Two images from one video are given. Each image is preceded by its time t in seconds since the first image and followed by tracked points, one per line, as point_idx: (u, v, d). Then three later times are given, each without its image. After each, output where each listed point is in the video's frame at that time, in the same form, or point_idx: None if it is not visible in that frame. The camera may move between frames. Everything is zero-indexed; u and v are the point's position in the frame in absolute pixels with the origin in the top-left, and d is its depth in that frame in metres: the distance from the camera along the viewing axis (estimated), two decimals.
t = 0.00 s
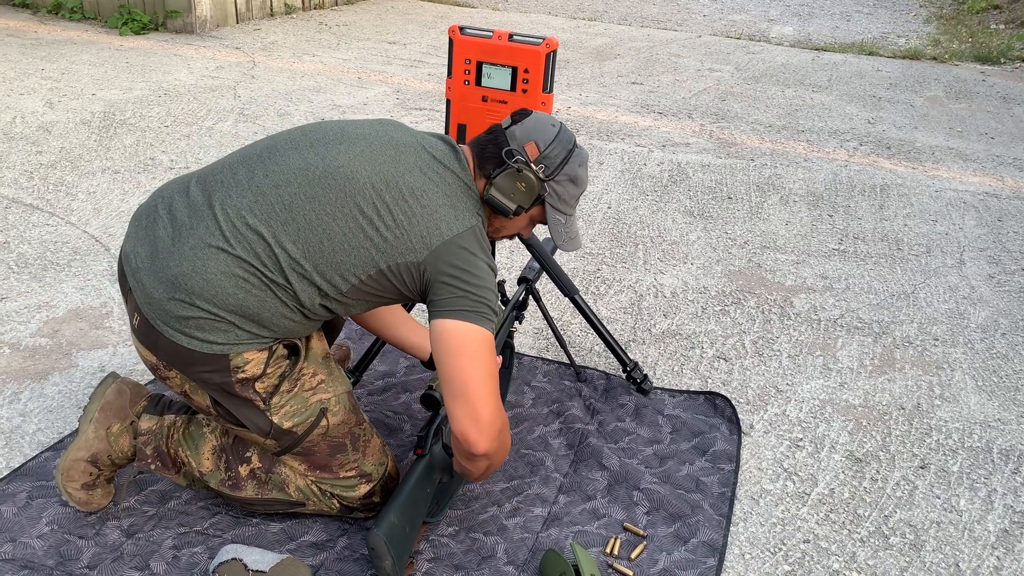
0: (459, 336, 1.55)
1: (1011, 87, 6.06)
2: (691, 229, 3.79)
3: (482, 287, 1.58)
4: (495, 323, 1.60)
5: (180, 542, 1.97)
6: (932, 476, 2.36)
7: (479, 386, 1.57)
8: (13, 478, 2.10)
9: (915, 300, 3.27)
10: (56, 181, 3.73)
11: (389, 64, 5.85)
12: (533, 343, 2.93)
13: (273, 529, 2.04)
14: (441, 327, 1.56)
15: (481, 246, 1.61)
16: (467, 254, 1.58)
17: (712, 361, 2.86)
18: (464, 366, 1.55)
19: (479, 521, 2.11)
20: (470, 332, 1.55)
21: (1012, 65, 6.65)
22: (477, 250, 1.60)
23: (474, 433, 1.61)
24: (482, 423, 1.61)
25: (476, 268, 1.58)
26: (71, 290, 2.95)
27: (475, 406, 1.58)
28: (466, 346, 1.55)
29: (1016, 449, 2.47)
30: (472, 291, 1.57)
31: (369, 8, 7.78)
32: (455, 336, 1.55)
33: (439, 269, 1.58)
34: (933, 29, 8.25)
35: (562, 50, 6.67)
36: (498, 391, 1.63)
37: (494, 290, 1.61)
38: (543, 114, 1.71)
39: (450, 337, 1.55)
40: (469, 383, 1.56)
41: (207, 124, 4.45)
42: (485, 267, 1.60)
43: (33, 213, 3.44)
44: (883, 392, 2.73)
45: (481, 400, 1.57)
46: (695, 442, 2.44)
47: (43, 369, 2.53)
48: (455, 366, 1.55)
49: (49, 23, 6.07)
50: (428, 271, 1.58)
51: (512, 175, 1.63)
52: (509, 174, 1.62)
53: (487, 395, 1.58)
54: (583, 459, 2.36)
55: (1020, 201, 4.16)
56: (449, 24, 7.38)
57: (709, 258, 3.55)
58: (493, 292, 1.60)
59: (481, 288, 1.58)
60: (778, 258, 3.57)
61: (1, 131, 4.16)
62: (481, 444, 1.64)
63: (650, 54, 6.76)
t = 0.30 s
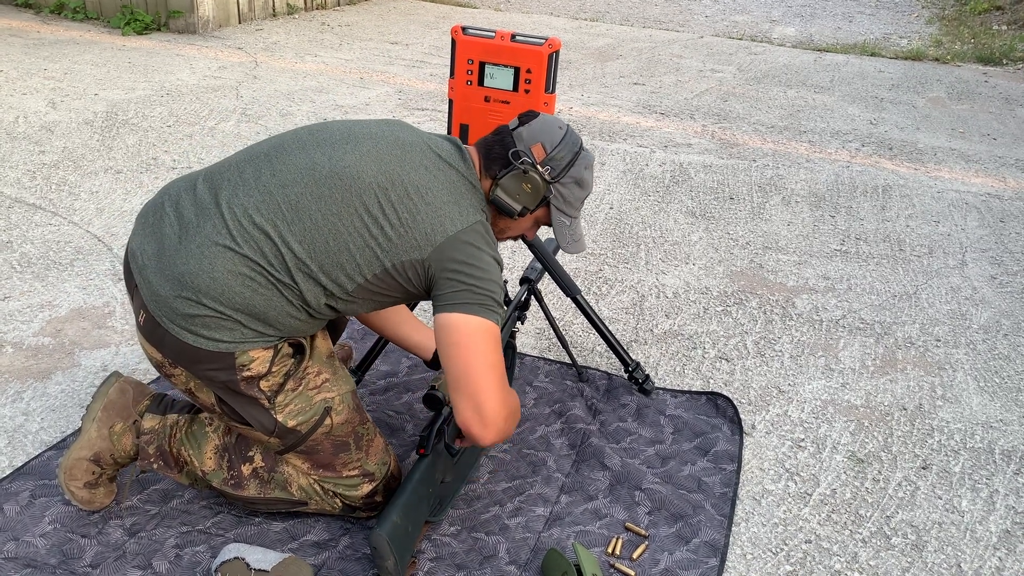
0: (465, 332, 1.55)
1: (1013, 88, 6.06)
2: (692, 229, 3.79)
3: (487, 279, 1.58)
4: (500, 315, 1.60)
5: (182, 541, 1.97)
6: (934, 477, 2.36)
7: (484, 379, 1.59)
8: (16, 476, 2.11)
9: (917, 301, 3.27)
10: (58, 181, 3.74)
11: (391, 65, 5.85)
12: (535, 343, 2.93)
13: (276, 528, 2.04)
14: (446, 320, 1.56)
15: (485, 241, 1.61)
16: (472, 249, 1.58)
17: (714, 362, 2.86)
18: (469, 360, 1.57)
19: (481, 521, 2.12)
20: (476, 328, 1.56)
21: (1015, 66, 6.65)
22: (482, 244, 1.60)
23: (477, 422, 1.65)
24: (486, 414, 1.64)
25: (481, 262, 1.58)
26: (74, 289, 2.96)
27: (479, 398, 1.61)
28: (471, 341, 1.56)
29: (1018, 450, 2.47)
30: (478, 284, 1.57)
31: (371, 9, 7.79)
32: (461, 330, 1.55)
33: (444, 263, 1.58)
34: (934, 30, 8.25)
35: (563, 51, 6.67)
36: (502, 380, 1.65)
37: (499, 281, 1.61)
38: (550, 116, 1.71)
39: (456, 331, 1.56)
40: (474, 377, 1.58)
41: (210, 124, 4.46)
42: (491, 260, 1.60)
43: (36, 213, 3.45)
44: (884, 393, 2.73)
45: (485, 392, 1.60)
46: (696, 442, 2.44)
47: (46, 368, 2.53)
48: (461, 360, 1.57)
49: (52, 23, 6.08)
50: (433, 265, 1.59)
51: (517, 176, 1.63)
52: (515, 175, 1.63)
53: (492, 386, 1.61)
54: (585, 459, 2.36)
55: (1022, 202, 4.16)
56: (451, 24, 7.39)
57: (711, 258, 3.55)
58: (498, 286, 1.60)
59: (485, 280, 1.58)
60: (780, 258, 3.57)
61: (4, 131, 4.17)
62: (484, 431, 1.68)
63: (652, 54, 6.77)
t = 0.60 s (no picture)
0: (471, 299, 1.56)
1: (1015, 89, 6.05)
2: (694, 230, 3.79)
3: (498, 253, 1.60)
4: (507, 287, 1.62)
5: (184, 541, 1.98)
6: (935, 477, 2.35)
7: (482, 349, 1.58)
8: (18, 475, 2.11)
9: (919, 302, 3.27)
10: (61, 180, 3.75)
11: (393, 65, 5.86)
12: (537, 343, 2.93)
13: (278, 528, 2.05)
14: (453, 288, 1.57)
15: (495, 217, 1.63)
16: (482, 221, 1.60)
17: (716, 362, 2.86)
18: (470, 327, 1.56)
19: (483, 521, 2.12)
20: (483, 298, 1.57)
21: (1017, 67, 6.64)
22: (493, 217, 1.62)
23: (470, 395, 1.63)
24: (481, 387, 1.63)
25: (494, 232, 1.61)
26: (76, 289, 2.96)
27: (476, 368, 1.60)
28: (477, 310, 1.56)
29: (1020, 451, 2.47)
30: (488, 254, 1.58)
31: (373, 9, 7.79)
32: (467, 298, 1.56)
33: (456, 240, 1.60)
34: (936, 31, 8.25)
35: (565, 51, 6.68)
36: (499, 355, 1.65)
37: (509, 257, 1.62)
38: (553, 106, 1.78)
39: (461, 299, 1.56)
40: (473, 345, 1.58)
41: (212, 124, 4.46)
42: (505, 228, 1.63)
43: (38, 212, 3.46)
44: (886, 394, 2.72)
45: (478, 363, 1.59)
46: (698, 443, 2.44)
47: (48, 368, 2.54)
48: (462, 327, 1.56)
49: (54, 23, 6.09)
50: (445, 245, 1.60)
51: (523, 164, 1.70)
52: (520, 163, 1.70)
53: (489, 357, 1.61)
54: (587, 459, 2.36)
55: None
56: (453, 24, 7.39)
57: (713, 259, 3.55)
58: (510, 262, 1.62)
59: (496, 253, 1.59)
60: (781, 259, 3.57)
61: (6, 131, 4.17)
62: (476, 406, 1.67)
63: (653, 55, 6.77)
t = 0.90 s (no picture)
0: (474, 294, 1.57)
1: (1016, 90, 6.05)
2: (695, 230, 3.79)
3: (497, 243, 1.61)
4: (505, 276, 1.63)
5: (185, 541, 1.98)
6: (936, 478, 2.35)
7: (485, 343, 1.59)
8: (19, 475, 2.11)
9: (920, 303, 3.27)
10: (62, 180, 3.75)
11: (394, 66, 5.86)
12: (538, 344, 2.93)
13: (278, 528, 2.05)
14: (454, 284, 1.57)
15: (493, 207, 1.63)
16: (480, 212, 1.61)
17: (717, 363, 2.86)
18: (469, 317, 1.57)
19: (483, 521, 2.12)
20: (484, 293, 1.57)
21: (1019, 68, 6.64)
22: (492, 208, 1.63)
23: (472, 389, 1.64)
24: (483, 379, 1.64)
25: (492, 223, 1.61)
26: (77, 289, 2.96)
27: (478, 362, 1.60)
28: (479, 305, 1.57)
29: (1021, 452, 2.47)
30: (488, 244, 1.59)
31: (374, 10, 7.79)
32: (470, 292, 1.56)
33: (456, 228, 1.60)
34: (937, 32, 8.24)
35: (566, 52, 6.68)
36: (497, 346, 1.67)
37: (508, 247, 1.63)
38: (550, 100, 1.79)
39: (464, 295, 1.56)
40: (476, 340, 1.58)
41: (213, 124, 4.46)
42: (502, 218, 1.64)
43: (40, 212, 3.46)
44: (887, 394, 2.72)
45: (477, 354, 1.59)
46: (699, 443, 2.44)
47: (49, 368, 2.54)
48: (466, 322, 1.57)
49: (56, 23, 6.10)
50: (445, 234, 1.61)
51: (520, 152, 1.69)
52: (518, 151, 1.69)
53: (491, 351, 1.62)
54: (588, 459, 2.36)
55: None
56: (454, 25, 7.39)
57: (714, 259, 3.55)
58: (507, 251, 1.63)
59: (496, 243, 1.60)
60: (782, 260, 3.56)
61: (8, 131, 4.18)
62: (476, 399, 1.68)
63: (655, 56, 6.77)
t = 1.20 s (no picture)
0: (436, 298, 1.46)
1: (1017, 90, 6.04)
2: (696, 230, 3.79)
3: (467, 266, 1.49)
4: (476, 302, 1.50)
5: (186, 541, 1.97)
6: (938, 478, 2.35)
7: (445, 351, 1.43)
8: (20, 475, 2.11)
9: (921, 303, 3.26)
10: (63, 180, 3.75)
11: (395, 66, 5.85)
12: (539, 343, 2.93)
13: (279, 527, 2.04)
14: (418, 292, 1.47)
15: (472, 222, 1.54)
16: (454, 230, 1.52)
17: (718, 363, 2.85)
18: (427, 324, 1.44)
19: (484, 521, 2.11)
20: (448, 300, 1.46)
21: (1020, 67, 6.63)
22: (469, 225, 1.53)
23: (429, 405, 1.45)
24: (445, 399, 1.44)
25: (462, 246, 1.50)
26: (78, 289, 2.96)
27: (437, 373, 1.43)
28: (440, 309, 1.45)
29: (1023, 452, 2.46)
30: (452, 267, 1.48)
31: (375, 9, 7.79)
32: (430, 297, 1.46)
33: (430, 248, 1.51)
34: (939, 32, 8.23)
35: (567, 51, 6.67)
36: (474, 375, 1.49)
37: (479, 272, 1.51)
38: (537, 87, 1.71)
39: (425, 299, 1.46)
40: (434, 345, 1.43)
41: (214, 124, 4.46)
42: (478, 241, 1.53)
43: (41, 212, 3.46)
44: (889, 394, 2.72)
45: (433, 363, 1.43)
46: (700, 443, 2.44)
47: (50, 367, 2.54)
48: (423, 325, 1.44)
49: (57, 23, 6.10)
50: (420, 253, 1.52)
51: (507, 136, 1.59)
52: (504, 135, 1.59)
53: (456, 364, 1.44)
54: (589, 459, 2.36)
55: None
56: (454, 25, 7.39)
57: (715, 259, 3.54)
58: (480, 275, 1.51)
59: (463, 266, 1.49)
60: (783, 260, 3.56)
61: (9, 131, 4.18)
62: (442, 424, 1.47)
63: (656, 55, 6.76)
